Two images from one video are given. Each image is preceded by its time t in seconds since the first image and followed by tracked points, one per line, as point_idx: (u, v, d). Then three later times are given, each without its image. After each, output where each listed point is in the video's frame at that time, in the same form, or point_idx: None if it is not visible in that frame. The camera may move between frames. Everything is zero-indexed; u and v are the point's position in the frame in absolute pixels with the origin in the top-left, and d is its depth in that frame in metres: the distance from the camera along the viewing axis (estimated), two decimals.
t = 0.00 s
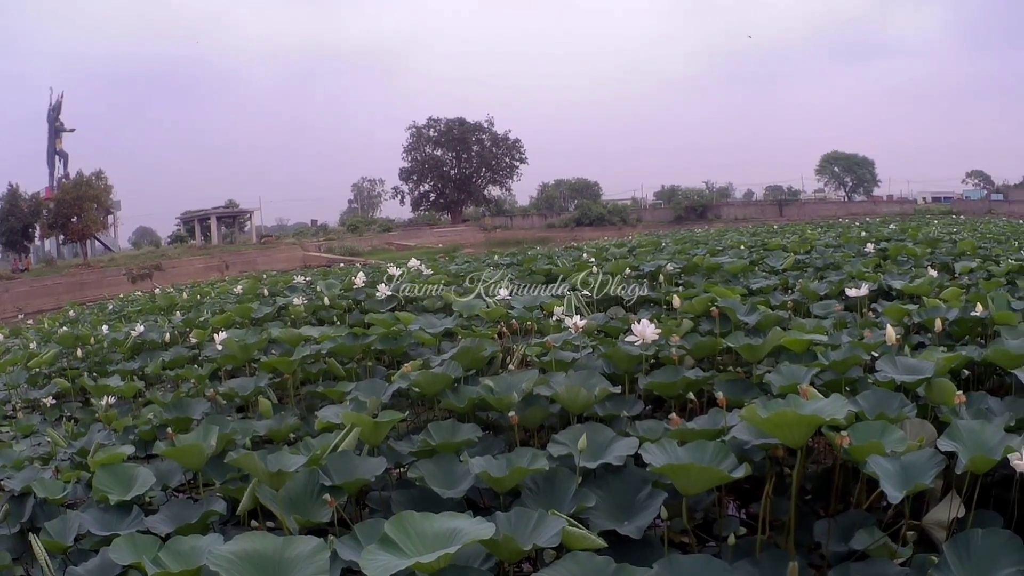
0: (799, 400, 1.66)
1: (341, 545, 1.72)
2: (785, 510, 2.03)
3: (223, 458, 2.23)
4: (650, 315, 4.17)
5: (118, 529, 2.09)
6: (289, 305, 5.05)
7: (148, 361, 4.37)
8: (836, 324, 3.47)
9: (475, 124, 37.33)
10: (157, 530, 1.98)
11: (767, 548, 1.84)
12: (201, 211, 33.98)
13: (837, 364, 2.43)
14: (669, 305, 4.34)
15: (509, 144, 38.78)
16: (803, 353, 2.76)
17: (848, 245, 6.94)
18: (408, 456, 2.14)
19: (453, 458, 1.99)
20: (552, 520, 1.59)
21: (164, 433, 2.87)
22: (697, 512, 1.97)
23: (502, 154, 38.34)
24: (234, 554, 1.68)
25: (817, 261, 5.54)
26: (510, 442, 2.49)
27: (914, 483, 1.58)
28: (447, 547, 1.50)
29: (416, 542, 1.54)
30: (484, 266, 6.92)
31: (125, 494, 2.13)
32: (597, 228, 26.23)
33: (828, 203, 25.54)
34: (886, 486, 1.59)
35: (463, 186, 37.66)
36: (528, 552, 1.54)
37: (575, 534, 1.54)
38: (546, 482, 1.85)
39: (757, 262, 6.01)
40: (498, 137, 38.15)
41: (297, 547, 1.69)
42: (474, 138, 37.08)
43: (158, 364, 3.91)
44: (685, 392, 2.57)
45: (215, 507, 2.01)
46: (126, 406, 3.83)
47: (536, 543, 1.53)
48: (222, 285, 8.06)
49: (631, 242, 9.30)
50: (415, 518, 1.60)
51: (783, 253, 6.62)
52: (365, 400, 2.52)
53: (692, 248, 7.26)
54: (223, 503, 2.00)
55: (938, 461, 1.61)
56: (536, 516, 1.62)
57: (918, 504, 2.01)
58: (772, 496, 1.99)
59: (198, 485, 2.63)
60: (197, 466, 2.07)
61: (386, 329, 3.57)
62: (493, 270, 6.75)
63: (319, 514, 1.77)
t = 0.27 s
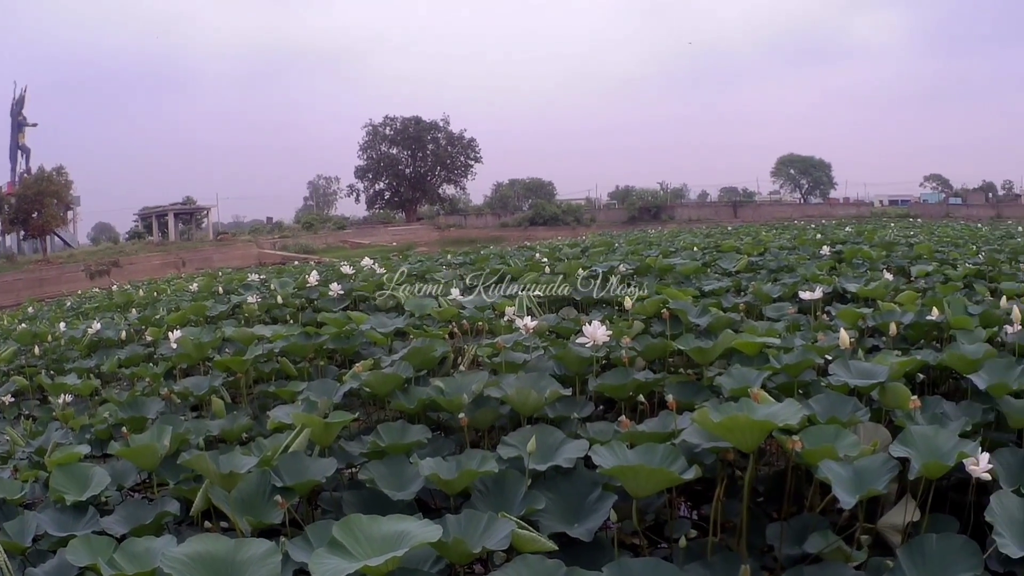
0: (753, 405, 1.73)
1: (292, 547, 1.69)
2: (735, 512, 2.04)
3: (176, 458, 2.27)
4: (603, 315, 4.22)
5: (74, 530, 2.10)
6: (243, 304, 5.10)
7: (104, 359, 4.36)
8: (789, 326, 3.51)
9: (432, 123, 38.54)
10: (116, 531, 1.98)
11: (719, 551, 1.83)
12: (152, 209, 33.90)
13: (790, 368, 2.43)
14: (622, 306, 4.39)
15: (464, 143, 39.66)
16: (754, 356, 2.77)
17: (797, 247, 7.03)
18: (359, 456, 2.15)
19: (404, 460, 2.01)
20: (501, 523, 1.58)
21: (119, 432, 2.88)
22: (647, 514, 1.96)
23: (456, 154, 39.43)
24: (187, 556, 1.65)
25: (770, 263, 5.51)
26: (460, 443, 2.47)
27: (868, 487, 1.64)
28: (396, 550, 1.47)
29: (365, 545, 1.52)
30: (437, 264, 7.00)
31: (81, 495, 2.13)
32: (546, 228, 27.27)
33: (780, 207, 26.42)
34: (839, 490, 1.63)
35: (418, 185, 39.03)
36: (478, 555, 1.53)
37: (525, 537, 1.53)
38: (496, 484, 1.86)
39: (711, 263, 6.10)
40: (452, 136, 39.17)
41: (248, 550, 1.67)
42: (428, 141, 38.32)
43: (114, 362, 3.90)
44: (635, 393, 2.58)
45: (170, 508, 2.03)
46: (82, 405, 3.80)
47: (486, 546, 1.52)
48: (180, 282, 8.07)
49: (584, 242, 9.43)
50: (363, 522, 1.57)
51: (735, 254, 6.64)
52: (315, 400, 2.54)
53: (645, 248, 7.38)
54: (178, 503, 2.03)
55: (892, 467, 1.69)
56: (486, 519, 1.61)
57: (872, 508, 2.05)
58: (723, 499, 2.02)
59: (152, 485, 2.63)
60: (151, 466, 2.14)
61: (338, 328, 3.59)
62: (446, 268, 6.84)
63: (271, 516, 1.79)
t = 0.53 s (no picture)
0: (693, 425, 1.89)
1: (240, 560, 1.68)
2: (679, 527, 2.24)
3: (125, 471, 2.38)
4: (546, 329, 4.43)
5: (28, 541, 2.09)
6: (189, 317, 5.32)
7: (55, 369, 4.43)
8: (735, 341, 3.73)
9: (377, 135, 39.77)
10: (69, 545, 2.00)
11: (662, 567, 2.05)
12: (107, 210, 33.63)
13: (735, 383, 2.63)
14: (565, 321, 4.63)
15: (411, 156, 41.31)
16: (698, 371, 2.98)
17: (743, 262, 7.83)
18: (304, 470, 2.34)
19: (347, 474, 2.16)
20: (443, 540, 1.71)
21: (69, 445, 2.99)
22: (591, 529, 2.13)
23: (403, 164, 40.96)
24: (136, 570, 1.64)
25: (713, 276, 6.10)
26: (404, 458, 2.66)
27: (811, 503, 1.80)
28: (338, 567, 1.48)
29: (309, 561, 1.52)
30: (380, 278, 7.27)
31: (35, 506, 2.14)
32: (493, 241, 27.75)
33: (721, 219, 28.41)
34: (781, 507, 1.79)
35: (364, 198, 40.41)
36: (421, 571, 1.65)
37: (466, 553, 1.67)
38: (438, 501, 2.02)
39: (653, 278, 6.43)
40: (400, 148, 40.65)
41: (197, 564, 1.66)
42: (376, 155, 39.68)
43: (65, 372, 4.00)
44: (575, 409, 2.76)
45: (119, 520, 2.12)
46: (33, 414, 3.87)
47: (429, 562, 1.65)
48: (126, 293, 8.21)
49: (524, 258, 9.83)
50: (307, 535, 1.57)
51: (679, 270, 7.35)
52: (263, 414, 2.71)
53: (586, 267, 7.90)
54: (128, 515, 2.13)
55: (831, 483, 1.85)
56: (428, 536, 1.73)
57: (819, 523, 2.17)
58: (666, 515, 2.24)
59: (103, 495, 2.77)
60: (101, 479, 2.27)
61: (283, 343, 3.84)
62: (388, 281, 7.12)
63: (217, 529, 1.96)
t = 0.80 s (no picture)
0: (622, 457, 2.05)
1: None
2: (612, 554, 2.39)
3: (62, 500, 2.54)
4: (478, 359, 4.67)
5: None
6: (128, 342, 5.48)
7: None
8: (666, 370, 3.97)
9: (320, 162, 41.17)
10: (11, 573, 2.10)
11: None
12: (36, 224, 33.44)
13: (666, 414, 2.88)
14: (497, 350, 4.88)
15: (347, 182, 43.14)
16: (629, 402, 3.23)
17: (674, 291, 8.32)
18: (237, 500, 2.54)
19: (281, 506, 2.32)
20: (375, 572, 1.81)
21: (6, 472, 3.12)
22: (523, 559, 2.25)
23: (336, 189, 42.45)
24: None
25: (644, 308, 6.51)
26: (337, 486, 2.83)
27: (743, 532, 1.96)
28: None
29: None
30: (314, 308, 7.55)
31: None
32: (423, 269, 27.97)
33: (658, 249, 31.10)
34: (714, 536, 1.93)
35: (298, 223, 41.58)
36: None
37: None
38: (370, 532, 2.12)
39: (584, 308, 6.83)
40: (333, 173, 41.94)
41: None
42: (311, 179, 40.89)
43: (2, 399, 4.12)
44: (506, 439, 2.96)
45: (58, 550, 2.23)
46: None
47: None
48: (65, 319, 8.39)
49: (458, 287, 10.18)
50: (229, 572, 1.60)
51: (611, 297, 7.81)
52: (196, 443, 2.92)
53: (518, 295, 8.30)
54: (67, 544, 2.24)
55: (765, 512, 2.00)
56: (360, 568, 1.84)
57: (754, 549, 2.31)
58: (599, 543, 2.38)
59: (40, 524, 2.92)
60: (40, 506, 2.42)
61: (217, 370, 4.07)
62: (322, 311, 7.39)
63: (155, 559, 2.12)
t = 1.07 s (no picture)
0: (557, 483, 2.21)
1: None
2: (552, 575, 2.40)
3: None
4: (418, 381, 4.76)
5: None
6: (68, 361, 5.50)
7: None
8: (605, 392, 4.07)
9: (253, 179, 41.20)
10: None
11: None
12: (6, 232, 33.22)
13: (604, 437, 2.97)
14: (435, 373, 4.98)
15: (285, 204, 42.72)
16: (567, 425, 3.25)
17: (614, 312, 8.43)
18: (176, 523, 2.64)
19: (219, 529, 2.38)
20: None
21: None
22: None
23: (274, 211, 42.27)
24: None
25: (582, 329, 6.56)
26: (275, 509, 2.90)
27: (683, 555, 2.05)
28: None
29: None
30: (254, 327, 7.61)
31: None
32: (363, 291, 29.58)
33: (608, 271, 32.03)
34: (652, 557, 2.03)
35: (238, 242, 41.45)
36: None
37: None
38: (308, 556, 2.17)
39: (525, 330, 6.97)
40: (276, 195, 42.01)
41: None
42: (253, 198, 41.16)
43: None
44: (444, 464, 3.01)
45: None
46: None
47: None
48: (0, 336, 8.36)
49: (400, 308, 10.18)
50: None
51: (551, 319, 7.94)
52: (135, 465, 3.01)
53: (458, 316, 8.39)
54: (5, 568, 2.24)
55: (705, 535, 2.11)
56: None
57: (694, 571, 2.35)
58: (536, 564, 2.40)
59: None
60: None
61: (155, 392, 4.15)
62: (262, 331, 7.45)
63: None
